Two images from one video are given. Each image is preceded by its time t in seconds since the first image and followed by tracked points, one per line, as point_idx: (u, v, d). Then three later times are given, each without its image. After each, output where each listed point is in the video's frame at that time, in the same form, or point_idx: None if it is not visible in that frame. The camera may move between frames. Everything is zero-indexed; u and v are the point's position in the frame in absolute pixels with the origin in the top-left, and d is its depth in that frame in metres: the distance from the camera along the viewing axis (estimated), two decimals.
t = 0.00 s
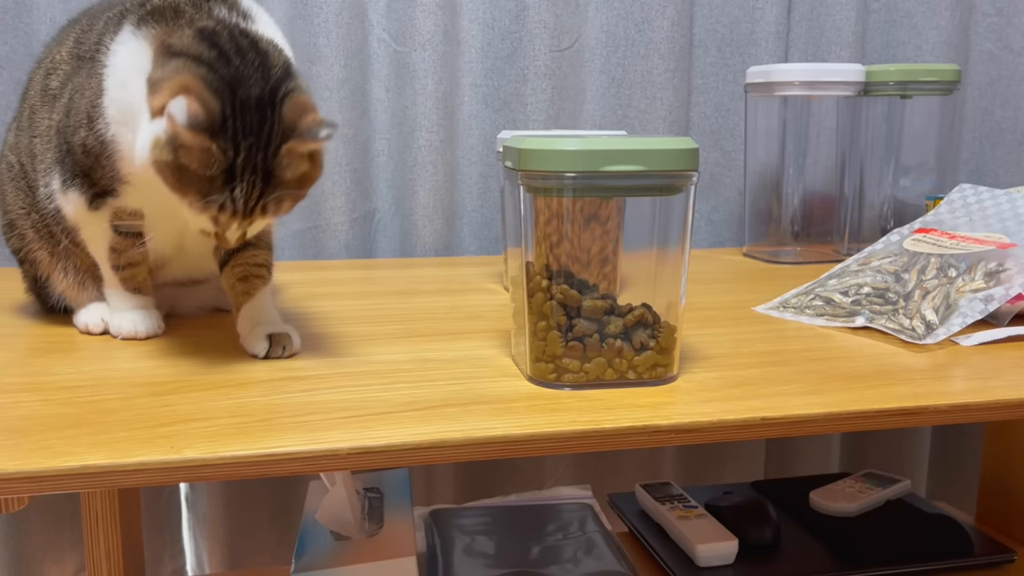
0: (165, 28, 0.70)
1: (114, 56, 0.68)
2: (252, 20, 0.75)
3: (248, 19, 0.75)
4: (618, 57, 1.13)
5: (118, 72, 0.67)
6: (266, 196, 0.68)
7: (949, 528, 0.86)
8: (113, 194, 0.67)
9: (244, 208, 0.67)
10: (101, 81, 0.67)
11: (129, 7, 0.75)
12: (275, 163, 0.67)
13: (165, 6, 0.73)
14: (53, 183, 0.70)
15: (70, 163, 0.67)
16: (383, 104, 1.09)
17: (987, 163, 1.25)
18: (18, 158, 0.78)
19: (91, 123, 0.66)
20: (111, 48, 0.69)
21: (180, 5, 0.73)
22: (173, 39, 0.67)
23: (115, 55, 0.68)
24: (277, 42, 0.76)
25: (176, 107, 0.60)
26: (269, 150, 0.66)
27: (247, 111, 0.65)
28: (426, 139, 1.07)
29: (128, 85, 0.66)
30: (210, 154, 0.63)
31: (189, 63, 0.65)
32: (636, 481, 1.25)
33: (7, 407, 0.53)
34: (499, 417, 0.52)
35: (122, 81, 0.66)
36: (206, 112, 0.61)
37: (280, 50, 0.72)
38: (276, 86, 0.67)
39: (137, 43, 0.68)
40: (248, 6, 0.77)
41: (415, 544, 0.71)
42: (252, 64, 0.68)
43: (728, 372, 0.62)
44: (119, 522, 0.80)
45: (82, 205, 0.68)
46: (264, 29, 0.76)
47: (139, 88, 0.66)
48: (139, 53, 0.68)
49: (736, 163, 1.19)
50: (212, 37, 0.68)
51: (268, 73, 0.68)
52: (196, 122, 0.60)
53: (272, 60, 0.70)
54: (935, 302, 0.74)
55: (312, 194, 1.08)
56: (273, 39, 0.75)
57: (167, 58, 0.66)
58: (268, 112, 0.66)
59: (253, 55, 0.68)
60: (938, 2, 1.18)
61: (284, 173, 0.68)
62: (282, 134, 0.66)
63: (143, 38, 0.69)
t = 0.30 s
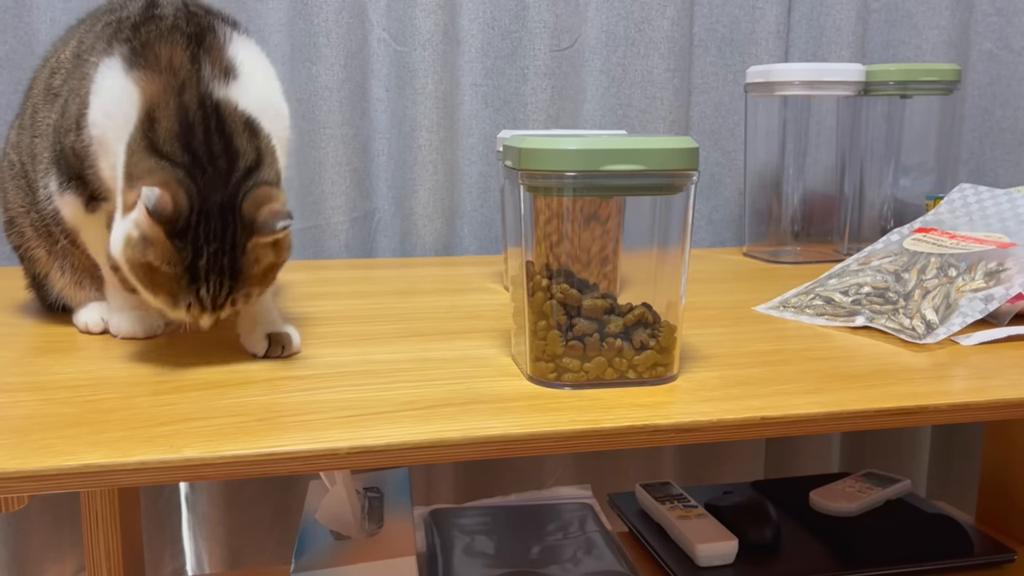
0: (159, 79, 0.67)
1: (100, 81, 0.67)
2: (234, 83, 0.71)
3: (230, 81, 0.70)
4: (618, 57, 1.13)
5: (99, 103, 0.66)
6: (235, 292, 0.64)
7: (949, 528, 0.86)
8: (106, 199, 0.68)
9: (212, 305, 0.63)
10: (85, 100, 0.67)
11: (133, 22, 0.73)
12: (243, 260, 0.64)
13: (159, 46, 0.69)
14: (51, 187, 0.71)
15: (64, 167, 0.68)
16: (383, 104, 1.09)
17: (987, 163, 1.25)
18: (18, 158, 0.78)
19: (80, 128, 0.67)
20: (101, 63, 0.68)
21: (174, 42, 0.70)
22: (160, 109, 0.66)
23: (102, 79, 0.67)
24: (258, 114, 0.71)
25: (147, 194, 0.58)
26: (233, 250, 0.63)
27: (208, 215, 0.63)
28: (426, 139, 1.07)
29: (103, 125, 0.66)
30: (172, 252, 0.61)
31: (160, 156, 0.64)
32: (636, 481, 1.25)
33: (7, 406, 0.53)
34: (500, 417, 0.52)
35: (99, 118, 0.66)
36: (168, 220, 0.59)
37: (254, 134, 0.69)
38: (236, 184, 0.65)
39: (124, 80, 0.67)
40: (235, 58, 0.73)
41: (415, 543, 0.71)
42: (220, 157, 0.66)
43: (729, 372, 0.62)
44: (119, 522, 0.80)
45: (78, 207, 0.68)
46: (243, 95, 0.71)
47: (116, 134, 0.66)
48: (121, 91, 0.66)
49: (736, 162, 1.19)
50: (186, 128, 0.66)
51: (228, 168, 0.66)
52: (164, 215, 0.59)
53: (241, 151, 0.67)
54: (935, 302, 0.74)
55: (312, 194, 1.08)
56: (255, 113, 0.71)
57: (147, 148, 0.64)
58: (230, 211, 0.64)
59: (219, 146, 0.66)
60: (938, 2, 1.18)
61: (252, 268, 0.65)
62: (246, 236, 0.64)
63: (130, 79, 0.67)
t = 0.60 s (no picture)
0: (153, 102, 0.68)
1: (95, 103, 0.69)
2: (234, 109, 0.71)
3: (230, 106, 0.71)
4: (618, 56, 1.13)
5: (96, 126, 0.67)
6: (221, 300, 0.63)
7: (949, 528, 0.86)
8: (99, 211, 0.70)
9: (197, 313, 0.61)
10: (81, 122, 0.69)
11: (130, 43, 0.73)
12: (228, 261, 0.63)
13: (155, 68, 0.70)
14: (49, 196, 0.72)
15: (59, 179, 0.70)
16: (383, 104, 1.09)
17: (987, 162, 1.25)
18: (18, 162, 0.79)
19: (76, 147, 0.68)
20: (97, 84, 0.70)
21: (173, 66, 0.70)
22: (154, 128, 0.67)
23: (98, 103, 0.68)
24: (257, 140, 0.72)
25: (135, 182, 0.59)
26: (218, 250, 0.62)
27: (191, 217, 0.63)
28: (426, 139, 1.07)
29: (100, 149, 0.67)
30: (157, 250, 0.60)
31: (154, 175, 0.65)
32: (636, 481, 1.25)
33: (7, 405, 0.53)
34: (500, 416, 0.52)
35: (95, 142, 0.67)
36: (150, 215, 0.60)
37: (249, 154, 0.69)
38: (220, 191, 0.66)
39: (119, 104, 0.68)
40: (236, 85, 0.73)
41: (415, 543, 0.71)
42: (210, 166, 0.66)
43: (729, 371, 0.62)
44: (119, 522, 0.80)
45: (77, 216, 0.71)
46: (244, 121, 0.72)
47: (110, 158, 0.67)
48: (116, 113, 0.68)
49: (736, 162, 1.19)
50: (178, 143, 0.66)
51: (216, 178, 0.66)
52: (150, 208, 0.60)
53: (232, 164, 0.68)
54: (935, 301, 0.74)
55: (312, 194, 1.08)
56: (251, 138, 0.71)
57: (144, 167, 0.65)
58: (214, 215, 0.63)
59: (211, 158, 0.67)
60: (938, 2, 1.18)
61: (239, 272, 0.63)
62: (228, 232, 0.63)
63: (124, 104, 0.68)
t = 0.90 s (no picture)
0: (137, 103, 0.69)
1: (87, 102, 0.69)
2: (221, 113, 0.72)
3: (216, 110, 0.71)
4: (618, 56, 1.13)
5: (85, 127, 0.68)
6: (168, 310, 0.63)
7: (949, 528, 0.86)
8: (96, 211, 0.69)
9: (140, 319, 0.62)
10: (74, 122, 0.69)
11: (124, 45, 0.74)
12: (180, 272, 0.63)
13: (142, 71, 0.70)
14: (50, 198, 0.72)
15: (59, 179, 0.70)
16: (384, 103, 1.10)
17: (987, 162, 1.25)
18: (19, 163, 0.79)
19: (71, 147, 0.68)
20: (89, 85, 0.70)
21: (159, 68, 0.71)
22: (133, 127, 0.67)
23: (88, 103, 0.69)
24: (240, 146, 0.72)
25: (88, 181, 0.61)
26: (169, 259, 0.63)
27: (147, 222, 0.63)
28: (426, 139, 1.07)
29: (87, 149, 0.68)
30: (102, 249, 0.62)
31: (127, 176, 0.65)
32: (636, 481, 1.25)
33: (7, 405, 0.53)
34: (500, 416, 0.52)
35: (85, 142, 0.68)
36: (100, 214, 0.61)
37: (227, 161, 0.69)
38: (181, 197, 0.65)
39: (105, 104, 0.68)
40: (225, 89, 0.73)
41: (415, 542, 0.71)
42: (179, 170, 0.67)
43: (729, 370, 0.62)
44: (119, 521, 0.80)
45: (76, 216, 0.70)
46: (228, 126, 0.72)
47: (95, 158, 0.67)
48: (103, 112, 0.68)
49: (736, 162, 1.19)
50: (153, 145, 0.67)
51: (181, 183, 0.67)
52: (103, 205, 0.61)
53: (203, 169, 0.68)
54: (935, 301, 0.74)
55: (312, 194, 1.08)
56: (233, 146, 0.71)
57: (115, 165, 0.65)
58: (170, 221, 0.63)
59: (180, 163, 0.67)
60: (938, 1, 1.18)
61: (190, 283, 0.63)
62: (179, 240, 0.63)
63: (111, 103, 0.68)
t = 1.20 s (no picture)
0: (133, 102, 0.68)
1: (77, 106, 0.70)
2: (217, 107, 0.72)
3: (213, 103, 0.71)
4: (618, 55, 1.13)
5: (79, 130, 0.68)
6: (231, 292, 0.63)
7: (949, 527, 0.86)
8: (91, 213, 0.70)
9: (212, 306, 0.62)
10: (67, 126, 0.69)
11: (113, 44, 0.73)
12: (235, 251, 0.64)
13: (134, 70, 0.70)
14: (46, 198, 0.72)
15: (53, 181, 0.71)
16: (383, 103, 1.09)
17: (987, 162, 1.25)
18: (16, 163, 0.79)
19: (65, 151, 0.69)
20: (80, 88, 0.70)
21: (151, 66, 0.71)
22: (134, 127, 0.67)
23: (81, 107, 0.69)
24: (244, 138, 0.72)
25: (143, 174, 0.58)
26: (224, 240, 0.63)
27: (192, 210, 0.63)
28: (426, 138, 1.07)
29: (85, 149, 0.68)
30: (167, 244, 0.61)
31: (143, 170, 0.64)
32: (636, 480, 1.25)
33: (6, 404, 0.53)
34: (499, 415, 0.52)
35: (81, 144, 0.68)
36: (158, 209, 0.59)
37: (235, 147, 0.70)
38: (213, 181, 0.66)
39: (99, 107, 0.68)
40: (220, 83, 0.74)
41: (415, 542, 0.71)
42: (198, 160, 0.67)
43: (729, 370, 0.62)
44: (120, 521, 0.80)
45: (72, 217, 0.71)
46: (228, 119, 0.72)
47: (94, 157, 0.68)
48: (95, 114, 0.68)
49: (736, 161, 1.19)
50: (163, 139, 0.67)
51: (206, 171, 0.67)
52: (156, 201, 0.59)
53: (218, 155, 0.68)
54: (934, 300, 0.74)
55: (312, 193, 1.08)
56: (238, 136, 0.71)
57: (125, 171, 0.65)
58: (213, 206, 0.64)
59: (198, 151, 0.67)
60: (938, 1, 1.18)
61: (246, 259, 0.64)
62: (229, 221, 0.64)
63: (104, 105, 0.68)
